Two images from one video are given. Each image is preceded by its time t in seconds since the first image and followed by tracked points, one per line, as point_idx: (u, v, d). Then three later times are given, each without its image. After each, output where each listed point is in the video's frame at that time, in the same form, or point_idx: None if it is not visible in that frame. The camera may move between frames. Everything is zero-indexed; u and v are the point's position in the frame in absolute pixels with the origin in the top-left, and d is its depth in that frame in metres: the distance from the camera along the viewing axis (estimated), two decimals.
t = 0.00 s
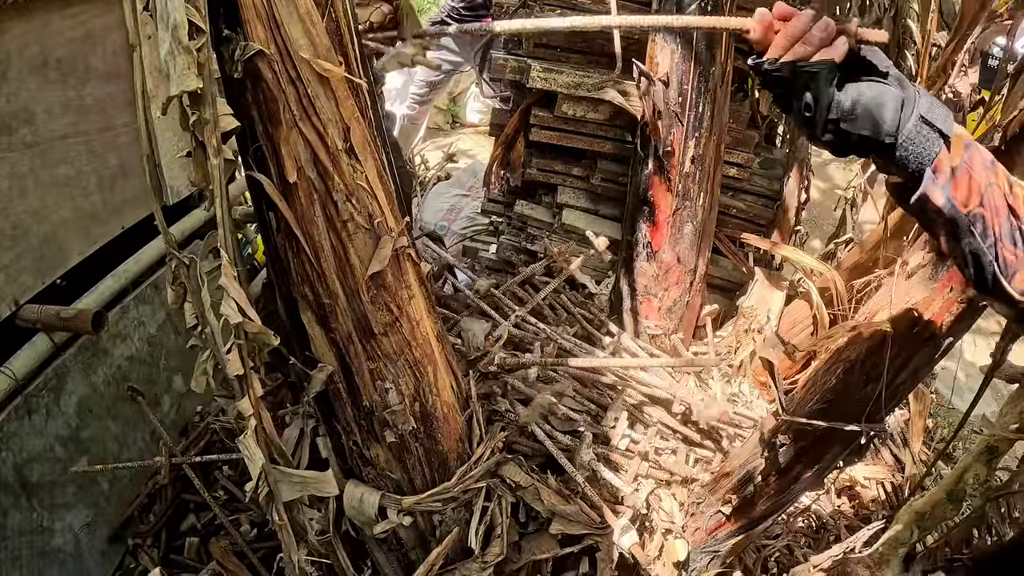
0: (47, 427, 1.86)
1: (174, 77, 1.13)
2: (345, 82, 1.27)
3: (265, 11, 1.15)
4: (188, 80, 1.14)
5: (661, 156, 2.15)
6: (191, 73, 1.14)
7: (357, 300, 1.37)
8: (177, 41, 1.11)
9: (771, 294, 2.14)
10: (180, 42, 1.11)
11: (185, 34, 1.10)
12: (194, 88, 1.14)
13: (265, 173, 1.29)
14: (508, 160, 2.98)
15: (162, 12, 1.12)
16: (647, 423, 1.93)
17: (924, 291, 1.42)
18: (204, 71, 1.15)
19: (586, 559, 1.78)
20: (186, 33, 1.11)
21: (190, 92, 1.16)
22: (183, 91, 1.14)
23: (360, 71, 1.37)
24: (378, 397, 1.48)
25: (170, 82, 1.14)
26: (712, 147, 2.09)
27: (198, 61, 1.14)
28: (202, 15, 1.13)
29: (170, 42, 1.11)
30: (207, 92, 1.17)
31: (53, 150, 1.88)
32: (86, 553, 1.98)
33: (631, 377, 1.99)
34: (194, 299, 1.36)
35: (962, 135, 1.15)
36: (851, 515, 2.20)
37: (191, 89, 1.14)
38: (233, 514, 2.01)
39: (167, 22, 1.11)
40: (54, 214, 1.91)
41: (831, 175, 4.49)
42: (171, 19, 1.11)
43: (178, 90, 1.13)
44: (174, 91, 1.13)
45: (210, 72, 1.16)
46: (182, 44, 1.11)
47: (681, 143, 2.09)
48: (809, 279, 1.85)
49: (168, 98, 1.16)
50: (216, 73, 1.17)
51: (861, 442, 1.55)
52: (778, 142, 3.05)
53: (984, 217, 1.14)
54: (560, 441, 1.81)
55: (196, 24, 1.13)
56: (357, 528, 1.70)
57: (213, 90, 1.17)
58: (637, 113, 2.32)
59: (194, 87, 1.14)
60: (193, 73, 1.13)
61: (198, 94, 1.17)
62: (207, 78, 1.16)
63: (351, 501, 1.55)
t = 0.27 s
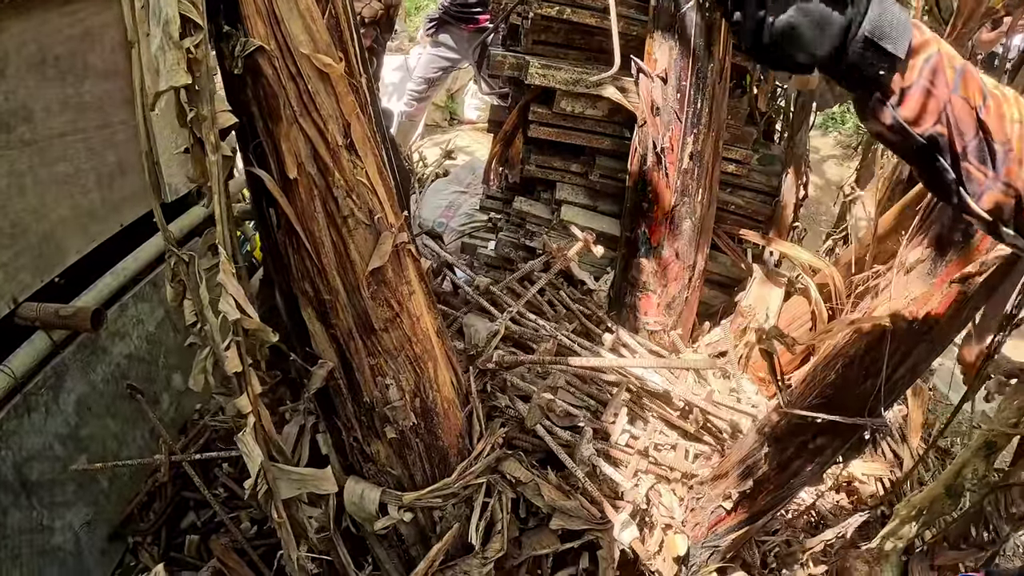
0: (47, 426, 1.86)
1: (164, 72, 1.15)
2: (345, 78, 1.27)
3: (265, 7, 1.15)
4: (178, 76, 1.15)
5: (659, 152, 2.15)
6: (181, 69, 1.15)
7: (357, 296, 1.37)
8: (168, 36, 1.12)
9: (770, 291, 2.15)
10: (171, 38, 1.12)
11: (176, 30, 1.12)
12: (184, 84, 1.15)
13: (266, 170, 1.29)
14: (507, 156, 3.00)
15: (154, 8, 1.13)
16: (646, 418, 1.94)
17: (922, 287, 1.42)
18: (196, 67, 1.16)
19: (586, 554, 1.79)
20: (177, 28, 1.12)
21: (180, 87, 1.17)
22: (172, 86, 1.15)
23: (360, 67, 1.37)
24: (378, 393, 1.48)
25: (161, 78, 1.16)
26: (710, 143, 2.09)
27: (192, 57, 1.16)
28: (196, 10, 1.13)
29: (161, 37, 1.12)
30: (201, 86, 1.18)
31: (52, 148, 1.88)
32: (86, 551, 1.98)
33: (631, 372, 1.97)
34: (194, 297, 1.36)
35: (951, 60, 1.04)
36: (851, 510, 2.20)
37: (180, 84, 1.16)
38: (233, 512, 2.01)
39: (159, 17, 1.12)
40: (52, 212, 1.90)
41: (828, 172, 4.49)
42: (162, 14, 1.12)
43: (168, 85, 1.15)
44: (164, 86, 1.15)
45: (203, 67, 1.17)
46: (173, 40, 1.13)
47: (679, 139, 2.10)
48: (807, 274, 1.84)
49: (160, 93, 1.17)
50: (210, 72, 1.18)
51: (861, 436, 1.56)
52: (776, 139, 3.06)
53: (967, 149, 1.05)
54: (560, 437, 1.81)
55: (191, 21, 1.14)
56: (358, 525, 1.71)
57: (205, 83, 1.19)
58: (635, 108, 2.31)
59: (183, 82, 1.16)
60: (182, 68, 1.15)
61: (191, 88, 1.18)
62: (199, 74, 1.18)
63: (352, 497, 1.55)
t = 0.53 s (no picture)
0: (45, 424, 1.85)
1: (167, 66, 1.12)
2: (342, 74, 1.27)
3: (262, 3, 1.14)
4: (182, 69, 1.12)
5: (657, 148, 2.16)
6: (186, 63, 1.13)
7: (355, 292, 1.37)
8: (173, 30, 1.10)
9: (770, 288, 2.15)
10: (176, 32, 1.10)
11: (180, 24, 1.10)
12: (188, 78, 1.13)
13: (262, 165, 1.28)
14: (504, 153, 2.98)
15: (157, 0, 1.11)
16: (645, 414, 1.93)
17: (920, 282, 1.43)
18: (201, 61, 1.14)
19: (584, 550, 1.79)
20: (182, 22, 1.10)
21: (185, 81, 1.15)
22: (177, 80, 1.12)
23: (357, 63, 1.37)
24: (376, 389, 1.47)
25: (165, 71, 1.14)
26: (709, 139, 2.09)
27: (196, 52, 1.14)
28: (200, 4, 1.11)
29: (165, 31, 1.10)
30: (205, 82, 1.16)
31: (49, 145, 1.88)
32: (84, 549, 1.98)
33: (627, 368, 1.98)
34: (192, 292, 1.37)
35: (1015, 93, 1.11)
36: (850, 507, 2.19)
37: (185, 78, 1.13)
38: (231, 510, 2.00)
39: (162, 12, 1.10)
40: (49, 209, 1.90)
41: (825, 169, 4.50)
42: (167, 8, 1.10)
43: (173, 79, 1.13)
44: (169, 80, 1.12)
45: (208, 61, 1.15)
46: (177, 34, 1.11)
47: (677, 135, 2.10)
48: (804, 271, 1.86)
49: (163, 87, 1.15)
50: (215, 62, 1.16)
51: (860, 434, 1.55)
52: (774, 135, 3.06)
53: None
54: (558, 433, 1.81)
55: (195, 14, 1.12)
56: (356, 522, 1.71)
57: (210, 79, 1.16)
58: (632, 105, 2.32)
59: (188, 76, 1.13)
60: (187, 62, 1.12)
61: (196, 83, 1.16)
62: (205, 67, 1.15)
63: (350, 493, 1.55)
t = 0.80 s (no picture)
0: (42, 421, 1.85)
1: (171, 59, 1.12)
2: (339, 66, 1.27)
3: None
4: (187, 62, 1.13)
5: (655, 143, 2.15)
6: (190, 56, 1.13)
7: (351, 286, 1.37)
8: (175, 23, 1.10)
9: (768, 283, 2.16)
10: (178, 24, 1.10)
11: (183, 17, 1.10)
12: (193, 70, 1.13)
13: (259, 158, 1.28)
14: (502, 149, 2.97)
15: None
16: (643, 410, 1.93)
17: (918, 275, 1.49)
18: (203, 53, 1.13)
19: (583, 546, 1.78)
20: (184, 15, 1.10)
21: (188, 74, 1.14)
22: (182, 73, 1.12)
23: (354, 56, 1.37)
24: (373, 383, 1.47)
25: (168, 65, 1.13)
26: (708, 134, 2.08)
27: (197, 44, 1.13)
28: None
29: (167, 24, 1.10)
30: (206, 74, 1.15)
31: (46, 142, 1.87)
32: (82, 547, 1.97)
33: (624, 363, 2.00)
34: (189, 287, 1.36)
35: (1008, 172, 1.16)
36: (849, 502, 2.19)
37: (189, 71, 1.13)
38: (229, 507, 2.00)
39: (162, 4, 1.10)
40: (47, 206, 1.90)
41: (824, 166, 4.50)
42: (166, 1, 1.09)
43: (177, 72, 1.12)
44: (172, 73, 1.12)
45: (209, 54, 1.14)
46: (180, 27, 1.10)
47: (676, 130, 2.10)
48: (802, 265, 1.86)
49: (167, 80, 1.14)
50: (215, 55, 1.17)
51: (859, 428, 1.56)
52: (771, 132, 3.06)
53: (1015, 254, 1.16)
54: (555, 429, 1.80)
55: (194, 7, 1.11)
56: (353, 517, 1.70)
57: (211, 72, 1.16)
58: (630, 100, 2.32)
59: (192, 69, 1.13)
60: (191, 55, 1.12)
61: (197, 76, 1.15)
62: (207, 59, 1.14)
63: (347, 488, 1.54)
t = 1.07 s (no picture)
0: (40, 417, 1.84)
1: (166, 51, 1.12)
2: (335, 58, 1.26)
3: None
4: (182, 53, 1.12)
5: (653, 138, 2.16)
6: (185, 47, 1.12)
7: (349, 278, 1.36)
8: (170, 15, 1.10)
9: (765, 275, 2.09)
10: (173, 15, 1.10)
11: (178, 8, 1.09)
12: (188, 61, 1.12)
13: (256, 150, 1.27)
14: (500, 144, 2.95)
15: None
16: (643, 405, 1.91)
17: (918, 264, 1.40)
18: (197, 44, 1.13)
19: (583, 541, 1.78)
20: (179, 6, 1.10)
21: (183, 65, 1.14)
22: (177, 64, 1.12)
23: (352, 48, 1.36)
24: (371, 377, 1.47)
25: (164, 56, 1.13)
26: (704, 130, 2.11)
27: (192, 35, 1.13)
28: None
29: (162, 15, 1.10)
30: (201, 66, 1.15)
31: (43, 138, 1.87)
32: (80, 544, 1.97)
33: (624, 357, 1.99)
34: (185, 281, 1.35)
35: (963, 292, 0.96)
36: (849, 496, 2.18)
37: (185, 63, 1.13)
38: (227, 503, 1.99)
39: None
40: (44, 202, 1.89)
41: (824, 162, 4.49)
42: None
43: (172, 63, 1.12)
44: (168, 64, 1.12)
45: (204, 45, 1.14)
46: (175, 18, 1.10)
47: (674, 125, 2.11)
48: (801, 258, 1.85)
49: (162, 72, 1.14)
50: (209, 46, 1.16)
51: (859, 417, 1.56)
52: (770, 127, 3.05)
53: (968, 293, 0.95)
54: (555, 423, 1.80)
55: None
56: (352, 512, 1.70)
57: (206, 64, 1.16)
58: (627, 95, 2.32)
59: (187, 60, 1.12)
60: (186, 46, 1.12)
61: (192, 68, 1.15)
62: (202, 51, 1.14)
63: (345, 483, 1.54)
